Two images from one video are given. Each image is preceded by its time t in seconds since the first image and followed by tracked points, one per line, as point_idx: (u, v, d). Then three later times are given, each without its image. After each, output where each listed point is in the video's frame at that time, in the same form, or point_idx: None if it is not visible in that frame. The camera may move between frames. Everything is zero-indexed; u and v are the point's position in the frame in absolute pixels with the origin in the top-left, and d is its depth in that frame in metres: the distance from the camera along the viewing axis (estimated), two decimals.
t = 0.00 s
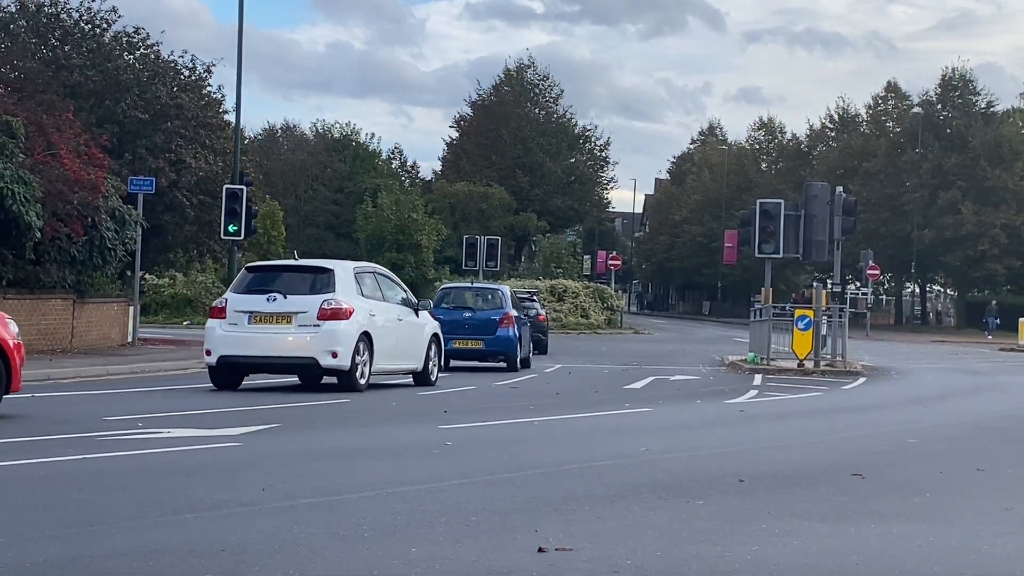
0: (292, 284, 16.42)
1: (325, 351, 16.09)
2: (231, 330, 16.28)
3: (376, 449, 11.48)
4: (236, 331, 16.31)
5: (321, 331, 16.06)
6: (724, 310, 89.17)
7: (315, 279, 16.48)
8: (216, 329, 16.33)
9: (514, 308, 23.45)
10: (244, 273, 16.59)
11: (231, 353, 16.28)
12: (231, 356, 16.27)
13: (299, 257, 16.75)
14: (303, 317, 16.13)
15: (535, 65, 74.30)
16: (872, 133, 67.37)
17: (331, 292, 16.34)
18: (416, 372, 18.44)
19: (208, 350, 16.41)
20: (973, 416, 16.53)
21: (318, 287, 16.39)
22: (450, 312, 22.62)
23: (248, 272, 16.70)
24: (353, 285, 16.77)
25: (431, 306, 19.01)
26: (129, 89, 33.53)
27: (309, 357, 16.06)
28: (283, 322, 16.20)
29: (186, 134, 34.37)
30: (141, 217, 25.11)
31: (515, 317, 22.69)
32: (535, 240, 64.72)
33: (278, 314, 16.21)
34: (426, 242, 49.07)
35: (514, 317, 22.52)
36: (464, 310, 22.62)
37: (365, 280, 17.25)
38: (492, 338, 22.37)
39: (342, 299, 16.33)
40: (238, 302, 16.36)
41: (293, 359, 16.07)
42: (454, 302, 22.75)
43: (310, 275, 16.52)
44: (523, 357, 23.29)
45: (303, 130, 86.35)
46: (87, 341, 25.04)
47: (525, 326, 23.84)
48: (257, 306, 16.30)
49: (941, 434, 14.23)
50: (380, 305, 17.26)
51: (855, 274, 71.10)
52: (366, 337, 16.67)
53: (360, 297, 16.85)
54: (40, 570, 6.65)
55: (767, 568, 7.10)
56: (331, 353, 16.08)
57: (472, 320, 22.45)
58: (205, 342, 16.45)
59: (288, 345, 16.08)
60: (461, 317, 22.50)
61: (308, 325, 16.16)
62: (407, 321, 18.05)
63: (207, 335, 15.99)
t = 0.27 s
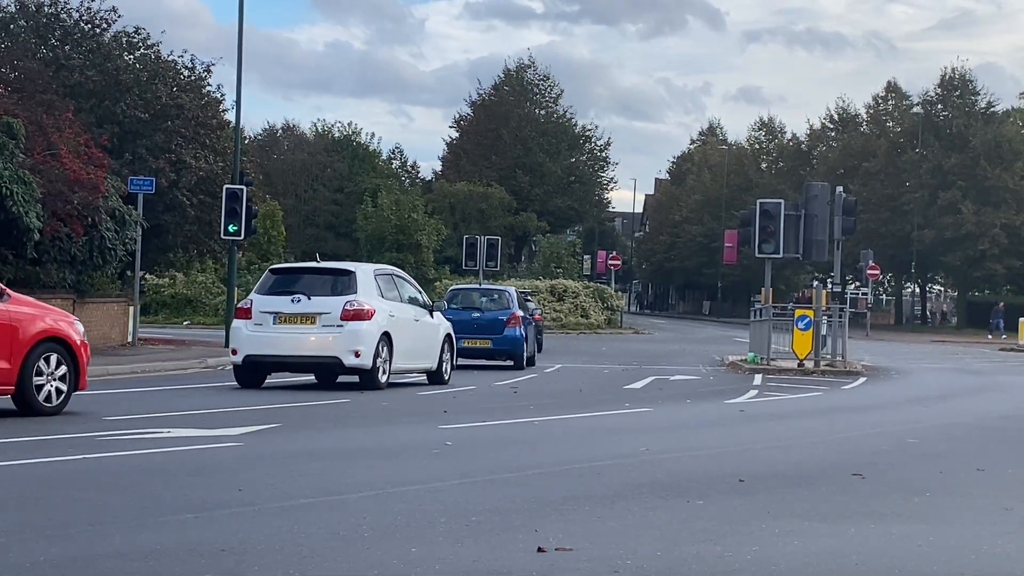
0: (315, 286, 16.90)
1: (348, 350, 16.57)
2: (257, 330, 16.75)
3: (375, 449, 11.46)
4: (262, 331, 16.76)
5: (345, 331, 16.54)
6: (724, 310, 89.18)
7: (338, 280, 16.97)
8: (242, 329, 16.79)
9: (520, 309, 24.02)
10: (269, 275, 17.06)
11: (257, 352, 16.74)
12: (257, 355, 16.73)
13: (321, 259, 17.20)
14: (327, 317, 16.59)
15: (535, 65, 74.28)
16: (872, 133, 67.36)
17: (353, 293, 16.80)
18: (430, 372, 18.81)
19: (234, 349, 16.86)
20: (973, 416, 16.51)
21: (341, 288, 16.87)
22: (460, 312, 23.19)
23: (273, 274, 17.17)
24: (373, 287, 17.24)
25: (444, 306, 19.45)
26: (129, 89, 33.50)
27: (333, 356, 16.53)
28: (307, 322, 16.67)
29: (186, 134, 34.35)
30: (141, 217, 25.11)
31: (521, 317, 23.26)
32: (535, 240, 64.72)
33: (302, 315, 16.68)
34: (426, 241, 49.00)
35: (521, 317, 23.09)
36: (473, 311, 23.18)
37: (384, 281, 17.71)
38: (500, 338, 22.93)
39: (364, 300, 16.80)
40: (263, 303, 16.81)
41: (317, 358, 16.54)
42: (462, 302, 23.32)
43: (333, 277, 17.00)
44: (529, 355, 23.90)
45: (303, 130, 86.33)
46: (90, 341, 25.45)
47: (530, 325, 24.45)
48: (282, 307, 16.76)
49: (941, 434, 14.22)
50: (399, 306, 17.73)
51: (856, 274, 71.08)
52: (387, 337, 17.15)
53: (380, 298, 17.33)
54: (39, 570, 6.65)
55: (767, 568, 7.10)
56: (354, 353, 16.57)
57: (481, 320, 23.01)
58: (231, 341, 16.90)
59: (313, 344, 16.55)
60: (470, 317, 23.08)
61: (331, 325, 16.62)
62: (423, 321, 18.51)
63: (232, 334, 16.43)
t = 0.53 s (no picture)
0: (339, 287, 17.46)
1: (371, 349, 17.13)
2: (283, 330, 17.33)
3: (375, 449, 11.46)
4: (288, 330, 17.35)
5: (368, 331, 17.10)
6: (724, 310, 89.21)
7: (361, 282, 17.53)
8: (269, 329, 17.37)
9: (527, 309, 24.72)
10: (292, 276, 17.61)
11: (283, 351, 17.32)
12: (283, 354, 17.29)
13: (344, 262, 17.78)
14: (350, 318, 17.16)
15: (535, 65, 74.22)
16: (872, 133, 67.31)
17: (375, 295, 17.37)
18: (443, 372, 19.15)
19: (261, 348, 17.43)
20: (974, 417, 16.49)
21: (364, 289, 17.43)
22: (468, 312, 23.89)
23: (297, 276, 17.75)
24: (394, 288, 17.80)
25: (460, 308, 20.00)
26: (129, 89, 33.49)
27: (356, 355, 17.09)
28: (332, 323, 17.23)
29: (187, 133, 34.42)
30: (141, 217, 25.14)
31: (528, 317, 23.95)
32: (535, 240, 64.73)
33: (327, 316, 17.25)
34: (427, 241, 48.96)
35: (527, 316, 23.76)
36: (481, 311, 23.88)
37: (403, 283, 18.28)
38: (507, 337, 23.62)
39: (386, 301, 17.36)
40: (289, 304, 17.40)
41: (341, 357, 17.10)
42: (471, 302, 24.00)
43: (356, 278, 17.56)
44: (534, 354, 24.53)
45: (303, 130, 86.27)
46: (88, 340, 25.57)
47: (536, 325, 25.11)
48: (307, 308, 17.34)
49: (941, 434, 14.22)
50: (418, 307, 18.28)
51: (856, 274, 71.05)
52: (408, 337, 17.72)
53: (400, 300, 17.89)
54: (39, 569, 6.65)
55: (767, 568, 7.10)
56: (377, 352, 17.13)
57: (488, 319, 23.71)
58: (258, 341, 17.49)
59: (337, 343, 17.11)
60: (478, 316, 23.78)
61: (354, 325, 17.18)
62: (440, 321, 19.05)
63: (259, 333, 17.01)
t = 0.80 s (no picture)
0: (362, 289, 17.81)
1: (393, 349, 17.48)
2: (308, 331, 17.63)
3: (375, 449, 11.46)
4: (313, 331, 17.66)
5: (392, 331, 17.46)
6: (724, 310, 89.22)
7: (382, 284, 17.86)
8: (294, 330, 17.67)
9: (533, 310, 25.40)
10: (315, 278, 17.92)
11: (307, 352, 17.63)
12: (307, 354, 17.60)
13: (365, 264, 18.10)
14: (373, 318, 17.50)
15: (535, 65, 74.12)
16: (872, 133, 67.28)
17: (397, 296, 17.72)
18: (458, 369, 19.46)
19: (286, 348, 17.73)
20: (974, 417, 16.49)
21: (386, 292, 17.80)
22: (476, 312, 24.58)
23: (320, 278, 18.07)
24: (413, 290, 18.14)
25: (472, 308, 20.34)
26: (130, 88, 33.52)
27: (378, 355, 17.44)
28: (356, 323, 17.56)
29: (187, 134, 34.36)
30: (141, 217, 25.17)
31: (533, 317, 24.64)
32: (535, 239, 64.73)
33: (350, 317, 17.58)
34: (427, 241, 48.95)
35: (533, 316, 24.45)
36: (488, 311, 24.57)
37: (421, 284, 18.62)
38: (513, 335, 24.29)
39: (408, 303, 17.71)
40: (313, 305, 17.70)
41: (364, 357, 17.43)
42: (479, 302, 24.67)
43: (377, 280, 17.91)
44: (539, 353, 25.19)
45: (303, 130, 86.19)
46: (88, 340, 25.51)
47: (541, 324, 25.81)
48: (331, 309, 17.65)
49: (943, 434, 14.21)
50: (436, 308, 18.63)
51: (856, 274, 71.05)
52: (428, 337, 18.08)
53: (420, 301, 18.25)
54: (40, 569, 6.66)
55: (767, 568, 7.11)
56: (399, 352, 17.48)
57: (495, 319, 24.38)
58: (283, 341, 17.79)
59: (360, 343, 17.45)
60: (486, 315, 24.46)
61: (377, 326, 17.52)
62: (456, 322, 19.40)
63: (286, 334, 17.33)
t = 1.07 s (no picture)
0: (384, 291, 18.25)
1: (415, 349, 17.98)
2: (332, 331, 18.03)
3: (375, 449, 11.47)
4: (336, 332, 18.07)
5: (414, 332, 17.95)
6: (724, 310, 89.23)
7: (402, 287, 18.33)
8: (319, 330, 18.06)
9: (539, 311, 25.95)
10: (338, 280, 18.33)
11: (331, 351, 18.05)
12: (332, 354, 18.02)
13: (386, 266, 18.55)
14: (395, 320, 17.96)
15: (535, 65, 74.06)
16: (872, 133, 67.28)
17: (418, 299, 18.20)
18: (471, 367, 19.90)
19: (310, 348, 18.12)
20: (974, 416, 16.49)
21: (408, 293, 18.26)
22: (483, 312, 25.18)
23: (342, 281, 18.49)
24: (432, 292, 18.63)
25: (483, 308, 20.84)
26: (130, 88, 33.54)
27: (401, 355, 17.93)
28: (378, 324, 18.01)
29: (187, 133, 34.44)
30: (141, 217, 25.18)
31: (538, 316, 25.18)
32: (535, 240, 64.73)
33: (374, 318, 18.03)
34: (427, 241, 48.96)
35: (537, 315, 24.99)
36: (494, 311, 25.16)
37: (439, 286, 19.08)
38: (518, 334, 24.84)
39: (428, 305, 18.20)
40: (337, 307, 18.10)
41: (387, 357, 17.90)
42: (485, 304, 25.30)
43: (398, 283, 18.36)
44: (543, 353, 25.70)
45: (302, 130, 86.11)
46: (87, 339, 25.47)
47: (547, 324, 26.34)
48: (354, 310, 18.06)
49: (943, 434, 14.20)
50: (453, 308, 19.12)
51: (856, 274, 71.04)
52: (447, 338, 18.58)
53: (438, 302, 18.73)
54: (40, 570, 6.65)
55: (768, 568, 7.11)
56: (420, 352, 17.98)
57: (500, 318, 24.96)
58: (307, 341, 18.19)
59: (383, 343, 17.91)
60: (492, 316, 25.05)
61: (399, 327, 17.99)
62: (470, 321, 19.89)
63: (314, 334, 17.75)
